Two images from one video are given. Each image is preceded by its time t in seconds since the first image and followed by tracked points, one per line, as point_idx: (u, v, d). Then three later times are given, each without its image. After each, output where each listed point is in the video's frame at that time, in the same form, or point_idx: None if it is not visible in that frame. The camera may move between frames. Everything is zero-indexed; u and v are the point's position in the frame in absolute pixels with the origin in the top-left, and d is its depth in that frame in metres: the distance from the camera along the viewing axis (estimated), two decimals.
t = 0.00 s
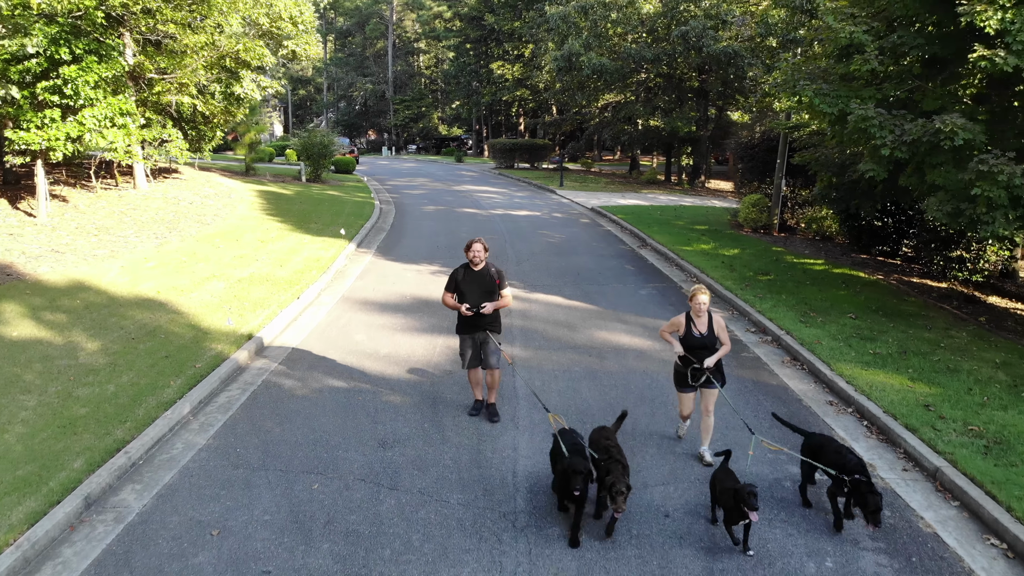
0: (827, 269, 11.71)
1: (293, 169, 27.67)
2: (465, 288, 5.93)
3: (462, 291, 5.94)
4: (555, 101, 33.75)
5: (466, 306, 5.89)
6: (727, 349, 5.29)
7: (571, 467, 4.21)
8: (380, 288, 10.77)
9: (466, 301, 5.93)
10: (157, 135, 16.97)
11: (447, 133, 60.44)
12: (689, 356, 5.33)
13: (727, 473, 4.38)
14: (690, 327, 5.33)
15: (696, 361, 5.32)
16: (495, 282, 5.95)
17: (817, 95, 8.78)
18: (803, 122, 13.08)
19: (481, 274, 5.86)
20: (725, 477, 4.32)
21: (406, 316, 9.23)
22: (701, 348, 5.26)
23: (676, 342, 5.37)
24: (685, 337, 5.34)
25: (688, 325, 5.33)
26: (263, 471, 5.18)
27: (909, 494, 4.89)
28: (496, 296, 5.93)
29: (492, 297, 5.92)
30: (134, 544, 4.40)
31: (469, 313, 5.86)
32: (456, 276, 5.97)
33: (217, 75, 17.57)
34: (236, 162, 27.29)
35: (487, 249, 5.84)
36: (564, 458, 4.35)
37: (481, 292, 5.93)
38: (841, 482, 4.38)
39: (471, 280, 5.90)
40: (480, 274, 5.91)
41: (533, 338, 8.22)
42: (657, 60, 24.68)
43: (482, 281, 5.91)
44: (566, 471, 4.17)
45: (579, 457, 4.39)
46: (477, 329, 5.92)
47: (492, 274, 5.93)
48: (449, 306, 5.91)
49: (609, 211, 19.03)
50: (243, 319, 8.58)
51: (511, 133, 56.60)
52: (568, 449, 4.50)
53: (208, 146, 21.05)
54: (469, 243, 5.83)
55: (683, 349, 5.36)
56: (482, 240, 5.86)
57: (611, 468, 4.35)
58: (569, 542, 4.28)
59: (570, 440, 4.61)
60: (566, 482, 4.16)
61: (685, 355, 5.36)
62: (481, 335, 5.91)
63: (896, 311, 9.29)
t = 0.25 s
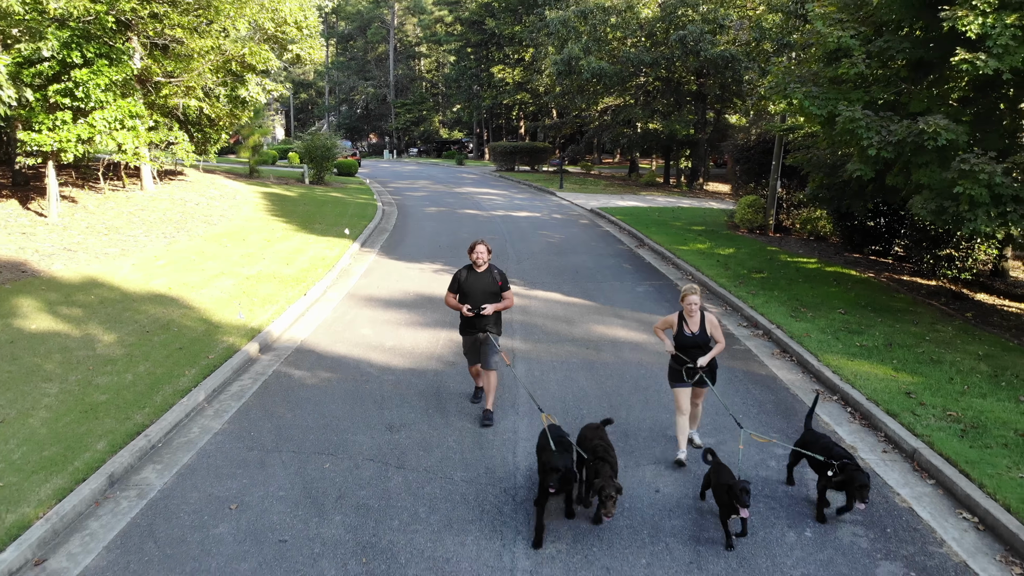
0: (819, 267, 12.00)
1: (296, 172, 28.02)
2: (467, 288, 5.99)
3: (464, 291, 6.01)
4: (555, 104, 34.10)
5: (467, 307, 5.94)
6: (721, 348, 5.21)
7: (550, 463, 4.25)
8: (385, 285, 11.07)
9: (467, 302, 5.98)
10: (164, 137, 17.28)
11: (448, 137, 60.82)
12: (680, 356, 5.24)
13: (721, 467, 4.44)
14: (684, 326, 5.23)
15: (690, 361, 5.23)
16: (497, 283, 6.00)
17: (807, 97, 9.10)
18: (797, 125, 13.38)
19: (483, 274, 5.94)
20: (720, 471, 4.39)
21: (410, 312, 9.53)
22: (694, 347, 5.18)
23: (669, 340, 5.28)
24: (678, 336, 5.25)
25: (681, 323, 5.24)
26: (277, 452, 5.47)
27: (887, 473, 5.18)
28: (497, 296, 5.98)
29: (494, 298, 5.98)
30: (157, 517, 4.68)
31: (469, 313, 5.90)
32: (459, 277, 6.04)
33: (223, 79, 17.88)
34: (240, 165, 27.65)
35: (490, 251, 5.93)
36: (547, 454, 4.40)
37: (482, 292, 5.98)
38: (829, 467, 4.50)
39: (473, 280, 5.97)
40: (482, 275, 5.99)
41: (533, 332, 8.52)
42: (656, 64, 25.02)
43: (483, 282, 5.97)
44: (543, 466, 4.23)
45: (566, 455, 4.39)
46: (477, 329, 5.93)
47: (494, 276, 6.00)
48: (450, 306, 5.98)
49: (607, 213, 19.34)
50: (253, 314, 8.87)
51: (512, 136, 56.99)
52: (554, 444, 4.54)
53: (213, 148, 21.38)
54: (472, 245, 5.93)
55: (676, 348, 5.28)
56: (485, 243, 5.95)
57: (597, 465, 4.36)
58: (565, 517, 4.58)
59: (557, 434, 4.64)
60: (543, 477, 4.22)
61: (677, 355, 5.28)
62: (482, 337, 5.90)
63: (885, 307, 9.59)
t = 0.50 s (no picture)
0: (813, 266, 12.29)
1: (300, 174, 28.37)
2: (471, 284, 6.09)
3: (468, 288, 6.12)
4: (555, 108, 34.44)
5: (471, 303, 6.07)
6: (711, 343, 5.41)
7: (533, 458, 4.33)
8: (389, 282, 11.37)
9: (471, 298, 6.10)
10: (172, 139, 17.60)
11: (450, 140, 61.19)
12: (673, 353, 5.43)
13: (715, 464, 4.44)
14: (674, 323, 5.46)
15: (681, 357, 5.41)
16: (500, 280, 6.10)
17: (798, 100, 9.42)
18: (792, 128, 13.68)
19: (487, 271, 6.02)
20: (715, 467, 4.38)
21: (414, 308, 9.83)
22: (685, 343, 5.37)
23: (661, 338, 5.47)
24: (669, 332, 5.45)
25: (671, 320, 5.46)
26: (289, 436, 5.77)
27: (869, 455, 5.45)
28: (501, 293, 6.09)
29: (497, 295, 6.08)
30: (177, 494, 4.96)
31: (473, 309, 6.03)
32: (463, 272, 6.13)
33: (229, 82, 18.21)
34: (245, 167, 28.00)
35: (494, 247, 5.96)
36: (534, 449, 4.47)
37: (486, 289, 6.09)
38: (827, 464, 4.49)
39: (477, 277, 6.06)
40: (486, 271, 6.07)
41: (533, 326, 8.82)
42: (655, 68, 25.36)
43: (488, 278, 6.07)
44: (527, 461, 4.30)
45: (552, 452, 4.47)
46: (480, 326, 6.10)
47: (498, 273, 6.09)
48: (454, 302, 6.08)
49: (607, 214, 19.63)
50: (262, 309, 9.18)
51: (513, 139, 57.36)
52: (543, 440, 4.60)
53: (219, 151, 21.71)
54: (477, 241, 5.95)
55: (667, 345, 5.47)
56: (491, 240, 5.98)
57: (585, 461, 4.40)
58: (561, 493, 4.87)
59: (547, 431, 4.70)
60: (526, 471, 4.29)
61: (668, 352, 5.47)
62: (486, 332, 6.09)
63: (874, 304, 9.87)
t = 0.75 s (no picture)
0: (806, 264, 12.57)
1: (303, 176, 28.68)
2: (470, 287, 6.16)
3: (467, 291, 6.19)
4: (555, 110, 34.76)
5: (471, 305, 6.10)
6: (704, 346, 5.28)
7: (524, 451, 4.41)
8: (392, 280, 11.66)
9: (471, 300, 6.15)
10: (177, 141, 17.87)
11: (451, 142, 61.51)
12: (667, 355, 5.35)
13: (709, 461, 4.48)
14: (667, 324, 5.36)
15: (675, 359, 5.34)
16: (499, 282, 6.19)
17: (790, 102, 9.71)
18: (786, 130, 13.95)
19: (486, 272, 6.11)
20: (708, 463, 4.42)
21: (417, 304, 10.11)
22: (678, 345, 5.29)
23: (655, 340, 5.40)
24: (662, 334, 5.37)
25: (665, 322, 5.37)
26: (299, 422, 6.05)
27: (852, 439, 5.71)
28: (500, 294, 6.16)
29: (497, 296, 6.14)
30: (195, 474, 5.24)
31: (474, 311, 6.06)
32: (461, 276, 6.20)
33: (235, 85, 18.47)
34: (249, 169, 28.33)
35: (493, 248, 6.09)
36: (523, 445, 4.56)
37: (486, 291, 6.15)
38: (819, 459, 4.50)
39: (477, 278, 6.13)
40: (485, 273, 6.16)
41: (532, 321, 9.10)
42: (654, 71, 25.66)
43: (488, 279, 6.16)
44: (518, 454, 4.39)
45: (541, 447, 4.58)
46: (482, 328, 6.11)
47: (497, 274, 6.18)
48: (454, 305, 6.12)
49: (606, 215, 19.92)
50: (270, 305, 9.47)
51: (514, 142, 57.70)
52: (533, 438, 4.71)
53: (224, 152, 22.02)
54: (475, 243, 6.07)
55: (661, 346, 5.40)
56: (488, 242, 6.12)
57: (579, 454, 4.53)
58: (557, 474, 5.13)
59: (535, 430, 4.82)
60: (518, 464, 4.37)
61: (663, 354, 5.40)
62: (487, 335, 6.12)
63: (865, 300, 10.15)
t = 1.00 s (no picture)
0: (799, 263, 12.86)
1: (305, 177, 28.99)
2: (467, 284, 6.18)
3: (464, 287, 6.20)
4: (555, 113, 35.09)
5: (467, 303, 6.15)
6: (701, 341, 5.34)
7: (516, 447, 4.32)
8: (394, 278, 11.94)
9: (467, 297, 6.18)
10: (183, 143, 18.14)
11: (451, 145, 61.85)
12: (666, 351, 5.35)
13: (706, 462, 4.48)
14: (666, 320, 5.33)
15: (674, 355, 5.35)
16: (495, 279, 6.21)
17: (781, 104, 10.02)
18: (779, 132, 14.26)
19: (482, 270, 6.12)
20: (706, 464, 4.43)
21: (419, 300, 10.39)
22: (678, 342, 5.29)
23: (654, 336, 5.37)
24: (662, 330, 5.34)
25: (663, 318, 5.33)
26: (308, 409, 6.33)
27: (835, 425, 6.00)
28: (496, 292, 6.19)
29: (494, 293, 6.18)
30: (210, 456, 5.52)
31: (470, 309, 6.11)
32: (457, 273, 6.21)
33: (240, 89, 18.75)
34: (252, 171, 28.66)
35: (487, 246, 6.08)
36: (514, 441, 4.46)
37: (483, 288, 6.18)
38: (817, 457, 4.51)
39: (473, 276, 6.16)
40: (481, 271, 6.17)
41: (531, 316, 9.39)
42: (651, 75, 25.99)
43: (483, 277, 6.16)
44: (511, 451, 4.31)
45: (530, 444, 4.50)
46: (478, 325, 6.20)
47: (493, 272, 6.19)
48: (450, 302, 6.16)
49: (604, 216, 20.23)
50: (277, 301, 9.76)
51: (513, 144, 58.05)
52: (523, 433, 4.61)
53: (227, 154, 22.32)
54: (470, 242, 6.07)
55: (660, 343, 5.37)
56: (484, 239, 6.10)
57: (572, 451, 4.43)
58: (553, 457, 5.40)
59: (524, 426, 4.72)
60: (511, 461, 4.29)
61: (662, 350, 5.39)
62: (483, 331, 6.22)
63: (854, 297, 10.45)
